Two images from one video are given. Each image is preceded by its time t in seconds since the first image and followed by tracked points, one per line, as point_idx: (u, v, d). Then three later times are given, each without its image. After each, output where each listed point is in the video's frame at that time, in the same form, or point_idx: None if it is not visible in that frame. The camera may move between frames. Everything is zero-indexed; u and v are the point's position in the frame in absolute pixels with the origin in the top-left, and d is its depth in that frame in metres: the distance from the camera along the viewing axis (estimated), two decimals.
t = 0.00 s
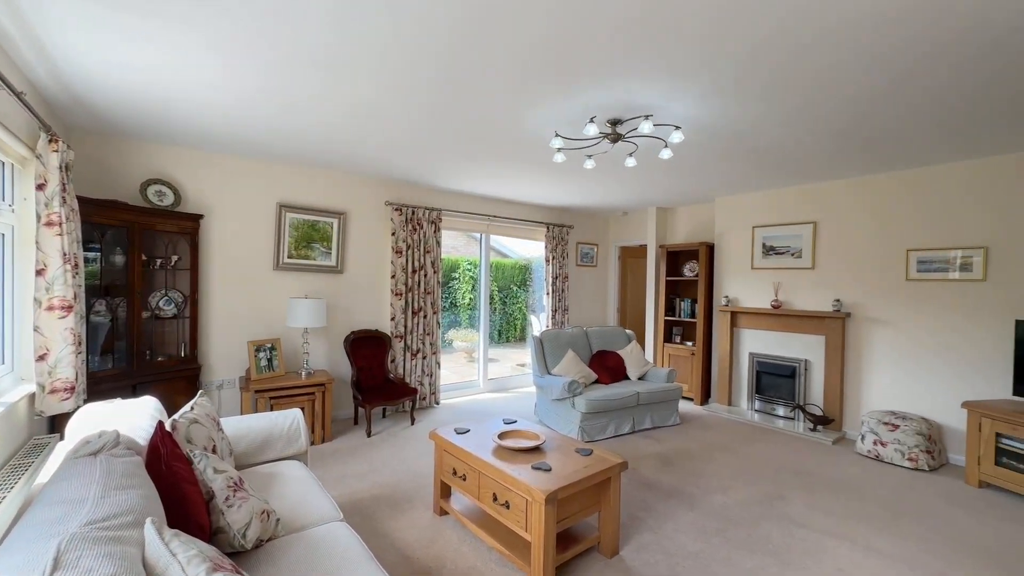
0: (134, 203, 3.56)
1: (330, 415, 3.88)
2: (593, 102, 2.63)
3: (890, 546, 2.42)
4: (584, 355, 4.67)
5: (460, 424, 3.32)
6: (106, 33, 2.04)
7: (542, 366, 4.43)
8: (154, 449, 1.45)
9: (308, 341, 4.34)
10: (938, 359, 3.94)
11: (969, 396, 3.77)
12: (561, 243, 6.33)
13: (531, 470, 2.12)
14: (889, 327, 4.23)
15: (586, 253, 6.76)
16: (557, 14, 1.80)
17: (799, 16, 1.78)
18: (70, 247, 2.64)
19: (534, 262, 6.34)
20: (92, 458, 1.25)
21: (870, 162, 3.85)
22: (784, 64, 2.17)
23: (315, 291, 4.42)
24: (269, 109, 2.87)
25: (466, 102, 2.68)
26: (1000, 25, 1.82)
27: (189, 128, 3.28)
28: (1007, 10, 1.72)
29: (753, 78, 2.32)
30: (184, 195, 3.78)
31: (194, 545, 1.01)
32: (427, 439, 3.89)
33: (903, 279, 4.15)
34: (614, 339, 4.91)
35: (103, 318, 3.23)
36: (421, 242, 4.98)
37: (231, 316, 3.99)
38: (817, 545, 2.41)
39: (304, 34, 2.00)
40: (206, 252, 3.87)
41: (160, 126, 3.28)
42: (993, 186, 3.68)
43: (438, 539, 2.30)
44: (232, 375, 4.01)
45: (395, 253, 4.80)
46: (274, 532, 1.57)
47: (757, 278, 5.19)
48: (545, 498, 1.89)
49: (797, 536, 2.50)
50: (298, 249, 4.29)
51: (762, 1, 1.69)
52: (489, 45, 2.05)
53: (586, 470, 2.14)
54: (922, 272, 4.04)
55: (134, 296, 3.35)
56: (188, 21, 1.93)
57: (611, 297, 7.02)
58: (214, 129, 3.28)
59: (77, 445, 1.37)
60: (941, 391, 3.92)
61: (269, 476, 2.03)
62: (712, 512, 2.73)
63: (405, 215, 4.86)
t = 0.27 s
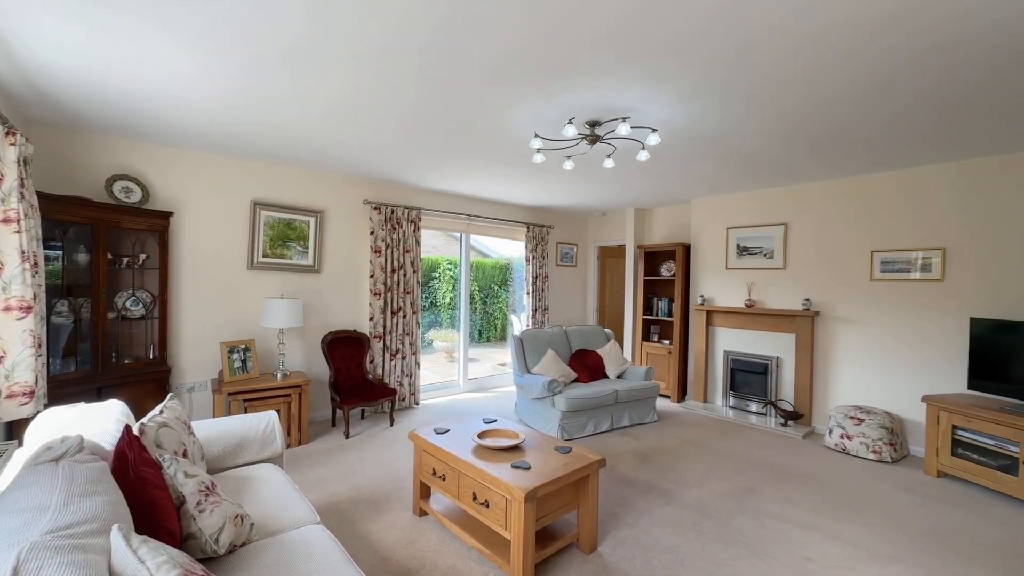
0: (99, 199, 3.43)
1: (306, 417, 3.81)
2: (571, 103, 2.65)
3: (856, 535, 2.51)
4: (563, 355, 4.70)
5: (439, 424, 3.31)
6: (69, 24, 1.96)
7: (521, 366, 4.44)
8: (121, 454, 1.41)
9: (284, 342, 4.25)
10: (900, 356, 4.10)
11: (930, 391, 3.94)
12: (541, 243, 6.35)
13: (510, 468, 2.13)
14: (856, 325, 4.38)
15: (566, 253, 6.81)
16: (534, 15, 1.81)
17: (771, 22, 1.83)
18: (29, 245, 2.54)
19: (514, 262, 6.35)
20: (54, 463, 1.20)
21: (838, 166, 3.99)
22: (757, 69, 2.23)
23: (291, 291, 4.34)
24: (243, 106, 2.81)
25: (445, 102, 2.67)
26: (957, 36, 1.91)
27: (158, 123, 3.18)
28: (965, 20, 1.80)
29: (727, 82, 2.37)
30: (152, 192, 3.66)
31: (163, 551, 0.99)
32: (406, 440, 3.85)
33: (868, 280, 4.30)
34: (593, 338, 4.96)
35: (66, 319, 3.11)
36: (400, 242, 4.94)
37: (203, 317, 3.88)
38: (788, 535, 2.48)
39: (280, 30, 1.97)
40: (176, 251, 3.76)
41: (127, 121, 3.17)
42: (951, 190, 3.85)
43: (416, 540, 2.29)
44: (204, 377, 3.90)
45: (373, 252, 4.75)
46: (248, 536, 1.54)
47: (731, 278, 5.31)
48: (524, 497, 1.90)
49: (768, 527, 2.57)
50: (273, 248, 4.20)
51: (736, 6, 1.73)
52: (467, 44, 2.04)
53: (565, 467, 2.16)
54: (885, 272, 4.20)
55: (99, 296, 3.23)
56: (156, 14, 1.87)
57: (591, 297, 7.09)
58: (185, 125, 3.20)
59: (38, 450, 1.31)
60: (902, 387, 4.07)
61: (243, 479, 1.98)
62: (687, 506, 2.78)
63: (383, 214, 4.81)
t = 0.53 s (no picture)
0: (65, 196, 3.31)
1: (285, 419, 3.75)
2: (552, 105, 2.67)
3: (828, 528, 2.58)
4: (545, 354, 4.72)
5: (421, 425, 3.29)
6: (34, 14, 1.89)
7: (504, 366, 4.44)
8: (89, 459, 1.37)
9: (261, 343, 4.17)
10: (869, 354, 4.23)
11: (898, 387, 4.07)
12: (523, 243, 6.36)
13: (492, 468, 2.13)
14: (828, 324, 4.50)
15: (548, 253, 6.83)
16: (515, 15, 1.82)
17: (746, 28, 1.87)
18: None
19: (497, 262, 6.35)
20: (17, 470, 1.16)
21: (811, 169, 4.09)
22: (734, 73, 2.28)
23: (269, 291, 4.26)
24: (220, 102, 2.75)
25: (427, 100, 2.65)
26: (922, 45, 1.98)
27: (128, 118, 3.09)
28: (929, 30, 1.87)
29: (704, 86, 2.41)
30: (123, 189, 3.55)
31: (133, 558, 0.97)
32: (387, 441, 3.82)
33: (840, 279, 4.43)
34: (576, 337, 4.99)
35: (30, 321, 2.99)
36: (382, 241, 4.89)
37: (176, 318, 3.78)
38: (763, 529, 2.54)
39: (258, 25, 1.93)
40: (148, 250, 3.65)
41: (96, 116, 3.07)
42: (917, 193, 3.98)
43: (397, 542, 2.27)
44: (178, 380, 3.80)
45: (354, 252, 4.69)
46: (224, 542, 1.51)
47: (710, 278, 5.41)
48: (506, 496, 1.90)
49: (744, 521, 2.63)
50: (250, 247, 4.12)
51: (712, 11, 1.77)
52: (448, 43, 2.04)
53: (546, 466, 2.17)
54: (855, 273, 4.33)
55: (66, 296, 3.12)
56: (127, 5, 1.81)
57: (573, 296, 7.13)
58: (157, 121, 3.11)
59: None
60: (871, 383, 4.21)
61: (217, 484, 1.94)
62: (666, 503, 2.82)
63: (365, 213, 4.75)
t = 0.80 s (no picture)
0: (35, 193, 3.20)
1: (266, 421, 3.68)
2: (536, 105, 2.67)
3: (806, 521, 2.64)
4: (530, 353, 4.73)
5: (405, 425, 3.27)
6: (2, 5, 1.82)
7: (489, 365, 4.44)
8: (59, 464, 1.33)
9: (242, 343, 4.10)
10: (844, 352, 4.33)
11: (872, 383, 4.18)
12: (509, 242, 6.37)
13: (476, 467, 2.12)
14: (805, 323, 4.60)
15: (534, 253, 6.85)
16: (500, 15, 1.82)
17: (726, 32, 1.91)
18: None
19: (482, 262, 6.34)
20: None
21: (790, 171, 4.18)
22: (714, 76, 2.31)
23: (249, 291, 4.19)
24: (199, 97, 2.69)
25: (411, 99, 2.64)
26: (894, 52, 2.04)
27: (101, 113, 3.00)
28: (901, 38, 1.93)
29: (686, 88, 2.45)
30: (96, 186, 3.45)
31: (106, 564, 0.95)
32: (370, 442, 3.79)
33: (817, 279, 4.52)
34: (560, 336, 5.00)
35: None
36: (365, 240, 4.84)
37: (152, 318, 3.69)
38: (743, 523, 2.59)
39: (238, 21, 1.90)
40: (123, 249, 3.55)
41: (68, 111, 2.98)
42: (891, 195, 4.09)
43: (380, 543, 2.25)
44: (154, 381, 3.71)
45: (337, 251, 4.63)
46: (201, 546, 1.48)
47: (692, 278, 5.48)
48: (490, 495, 1.90)
49: (724, 516, 2.67)
50: (229, 246, 4.04)
51: (692, 15, 1.80)
52: (432, 42, 2.03)
53: (531, 464, 2.18)
54: (831, 272, 4.43)
55: (35, 296, 3.02)
56: None
57: (558, 296, 7.16)
58: (132, 116, 3.03)
59: None
60: (846, 380, 4.31)
61: (195, 487, 1.90)
62: (649, 499, 2.85)
63: (348, 211, 4.70)
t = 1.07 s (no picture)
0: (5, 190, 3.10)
1: (248, 423, 3.62)
2: (522, 105, 2.67)
3: (786, 516, 2.68)
4: (516, 353, 4.73)
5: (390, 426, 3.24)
6: None
7: (475, 365, 4.43)
8: (27, 469, 1.30)
9: (223, 344, 4.03)
10: (823, 350, 4.42)
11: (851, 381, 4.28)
12: (495, 242, 6.36)
13: (462, 467, 2.12)
14: (786, 322, 4.67)
15: (520, 253, 6.85)
16: (484, 14, 1.81)
17: (706, 33, 1.93)
18: None
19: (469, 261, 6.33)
20: None
21: (772, 173, 4.25)
22: (696, 78, 2.34)
23: (230, 291, 4.12)
24: (179, 94, 2.64)
25: (396, 97, 2.62)
26: (868, 55, 2.09)
27: (75, 108, 2.92)
28: (875, 42, 1.98)
29: (669, 89, 2.47)
30: (69, 183, 3.35)
31: (77, 571, 0.93)
32: (355, 443, 3.75)
33: (798, 279, 4.60)
34: (547, 336, 5.01)
35: None
36: (350, 240, 4.80)
37: (129, 319, 3.60)
38: (725, 519, 2.62)
39: (218, 16, 1.87)
40: (98, 248, 3.46)
41: (41, 106, 2.89)
42: (868, 197, 4.18)
43: (365, 545, 2.23)
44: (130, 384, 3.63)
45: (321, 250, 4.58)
46: (179, 551, 1.46)
47: (677, 277, 5.54)
48: (475, 494, 1.89)
49: (708, 512, 2.71)
50: (210, 245, 3.96)
51: (673, 17, 1.82)
52: (415, 40, 2.02)
53: (516, 464, 2.18)
54: (811, 272, 4.51)
55: (4, 296, 2.93)
56: None
57: (545, 295, 7.18)
58: (109, 111, 2.96)
59: None
60: (825, 378, 4.40)
61: (173, 491, 1.86)
62: (634, 497, 2.87)
63: (332, 210, 4.65)
